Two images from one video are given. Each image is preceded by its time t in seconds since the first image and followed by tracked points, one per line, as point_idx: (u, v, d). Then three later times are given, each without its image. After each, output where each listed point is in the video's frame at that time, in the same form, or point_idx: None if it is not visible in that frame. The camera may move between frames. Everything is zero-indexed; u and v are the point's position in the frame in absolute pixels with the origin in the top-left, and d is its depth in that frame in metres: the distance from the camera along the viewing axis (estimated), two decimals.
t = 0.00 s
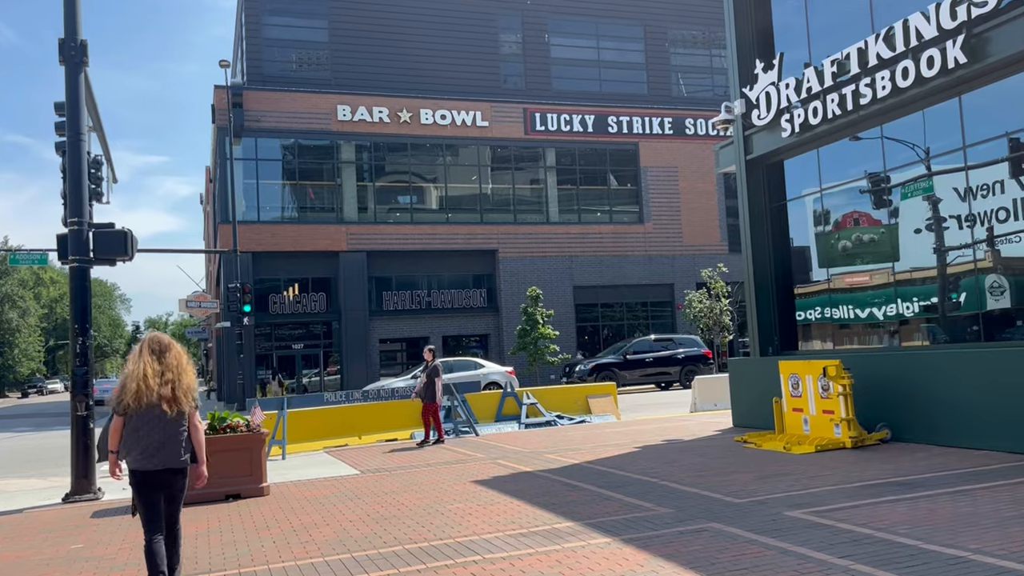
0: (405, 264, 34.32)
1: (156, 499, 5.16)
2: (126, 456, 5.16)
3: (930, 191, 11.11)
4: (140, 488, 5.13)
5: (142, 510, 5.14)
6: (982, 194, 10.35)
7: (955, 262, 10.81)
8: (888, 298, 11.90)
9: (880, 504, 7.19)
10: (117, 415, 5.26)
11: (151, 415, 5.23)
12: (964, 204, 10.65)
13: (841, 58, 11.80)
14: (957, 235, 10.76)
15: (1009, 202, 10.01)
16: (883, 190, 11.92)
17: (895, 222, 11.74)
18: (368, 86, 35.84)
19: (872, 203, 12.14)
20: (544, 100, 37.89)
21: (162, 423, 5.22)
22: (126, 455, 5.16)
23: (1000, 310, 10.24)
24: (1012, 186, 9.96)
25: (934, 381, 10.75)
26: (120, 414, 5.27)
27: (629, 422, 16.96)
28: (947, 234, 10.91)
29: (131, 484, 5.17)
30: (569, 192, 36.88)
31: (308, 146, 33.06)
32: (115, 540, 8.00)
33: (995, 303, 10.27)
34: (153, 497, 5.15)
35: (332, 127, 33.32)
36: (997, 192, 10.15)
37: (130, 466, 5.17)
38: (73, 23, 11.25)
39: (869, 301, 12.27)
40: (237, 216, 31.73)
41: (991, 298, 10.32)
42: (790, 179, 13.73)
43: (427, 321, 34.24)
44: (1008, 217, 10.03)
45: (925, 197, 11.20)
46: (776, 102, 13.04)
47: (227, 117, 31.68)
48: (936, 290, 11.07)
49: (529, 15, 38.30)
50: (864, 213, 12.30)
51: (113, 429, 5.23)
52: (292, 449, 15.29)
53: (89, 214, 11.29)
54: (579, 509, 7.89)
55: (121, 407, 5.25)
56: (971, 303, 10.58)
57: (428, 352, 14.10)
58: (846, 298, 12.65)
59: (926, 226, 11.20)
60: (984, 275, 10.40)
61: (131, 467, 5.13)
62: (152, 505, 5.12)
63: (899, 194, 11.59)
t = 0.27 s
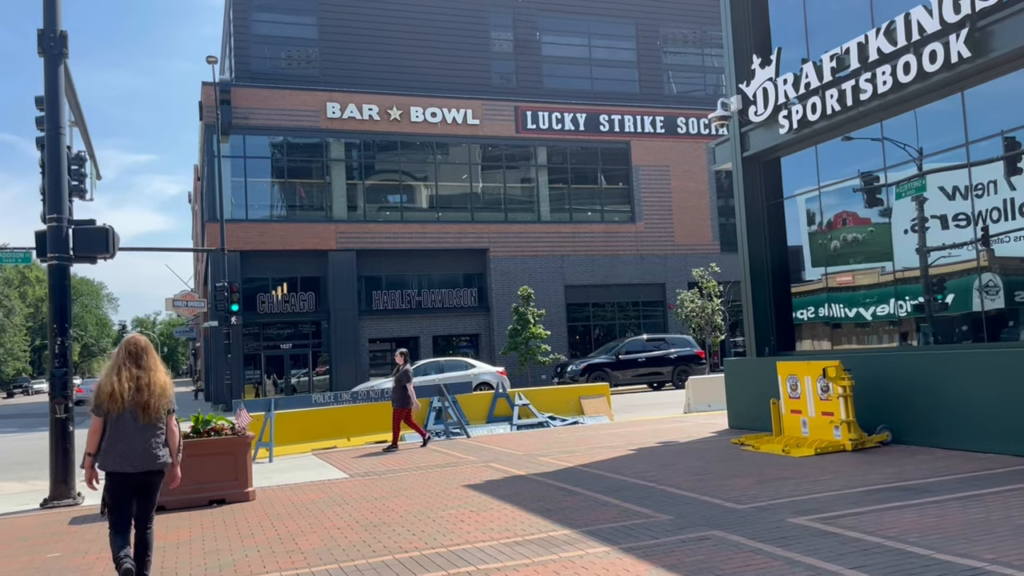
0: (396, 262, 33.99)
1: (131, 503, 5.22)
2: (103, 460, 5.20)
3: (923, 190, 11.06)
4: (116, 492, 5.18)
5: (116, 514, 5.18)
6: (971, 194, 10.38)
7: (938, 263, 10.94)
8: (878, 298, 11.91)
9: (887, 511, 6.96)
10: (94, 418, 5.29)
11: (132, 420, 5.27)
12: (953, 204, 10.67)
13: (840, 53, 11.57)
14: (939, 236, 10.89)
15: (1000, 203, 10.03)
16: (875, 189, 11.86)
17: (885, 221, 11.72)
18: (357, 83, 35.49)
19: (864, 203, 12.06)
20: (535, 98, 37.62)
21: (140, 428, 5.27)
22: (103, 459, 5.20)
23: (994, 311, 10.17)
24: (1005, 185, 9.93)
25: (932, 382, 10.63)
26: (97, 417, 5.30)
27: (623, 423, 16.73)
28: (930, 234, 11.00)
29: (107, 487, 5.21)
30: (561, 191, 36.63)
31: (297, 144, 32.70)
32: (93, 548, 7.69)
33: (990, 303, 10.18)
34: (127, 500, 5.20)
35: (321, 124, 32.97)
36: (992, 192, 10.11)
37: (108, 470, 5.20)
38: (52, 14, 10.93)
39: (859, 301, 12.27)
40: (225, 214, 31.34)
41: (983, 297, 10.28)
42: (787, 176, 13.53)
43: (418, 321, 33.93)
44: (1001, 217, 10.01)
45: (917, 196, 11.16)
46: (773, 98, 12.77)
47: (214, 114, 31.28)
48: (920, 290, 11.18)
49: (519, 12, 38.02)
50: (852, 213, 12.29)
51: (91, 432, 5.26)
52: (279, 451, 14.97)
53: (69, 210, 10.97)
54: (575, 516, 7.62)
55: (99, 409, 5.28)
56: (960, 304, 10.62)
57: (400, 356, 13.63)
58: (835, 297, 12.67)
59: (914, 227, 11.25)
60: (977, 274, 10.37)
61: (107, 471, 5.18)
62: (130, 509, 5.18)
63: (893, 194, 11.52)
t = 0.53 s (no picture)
0: (385, 261, 33.65)
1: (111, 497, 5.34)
2: (83, 456, 5.31)
3: (915, 188, 10.95)
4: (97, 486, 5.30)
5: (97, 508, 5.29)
6: (947, 192, 10.52)
7: (921, 263, 10.97)
8: (868, 298, 11.88)
9: (896, 513, 6.74)
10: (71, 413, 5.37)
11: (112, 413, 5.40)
12: (938, 203, 10.68)
13: (842, 46, 11.36)
14: (927, 235, 10.84)
15: (990, 203, 9.99)
16: (867, 188, 11.76)
17: (873, 219, 11.69)
18: (346, 80, 35.15)
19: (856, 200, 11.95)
20: (526, 96, 37.37)
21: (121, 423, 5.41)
22: (85, 454, 5.31)
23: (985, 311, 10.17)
24: (998, 184, 9.87)
25: (933, 382, 10.44)
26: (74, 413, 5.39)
27: (616, 422, 16.50)
28: (916, 234, 10.98)
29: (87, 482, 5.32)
30: (551, 189, 36.40)
31: (285, 141, 32.36)
32: (72, 554, 7.37)
33: (980, 303, 10.20)
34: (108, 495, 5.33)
35: (310, 121, 32.62)
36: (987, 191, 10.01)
37: (88, 465, 5.31)
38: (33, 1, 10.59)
39: (848, 300, 12.20)
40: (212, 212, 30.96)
41: (972, 297, 10.32)
42: (784, 172, 13.31)
43: (407, 320, 33.60)
44: (995, 216, 9.94)
45: (908, 195, 11.07)
46: (771, 92, 12.57)
47: (202, 110, 30.89)
48: (909, 288, 11.16)
49: (510, 9, 37.75)
50: (842, 213, 12.23)
51: (70, 427, 5.34)
52: (266, 452, 14.67)
53: (49, 204, 10.62)
54: (573, 519, 7.38)
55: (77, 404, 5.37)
56: (948, 303, 10.65)
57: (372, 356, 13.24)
58: (824, 295, 12.61)
59: (902, 227, 11.19)
60: (969, 274, 10.34)
61: (89, 466, 5.29)
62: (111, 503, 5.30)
63: (885, 191, 11.42)
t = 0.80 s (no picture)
0: (374, 260, 33.30)
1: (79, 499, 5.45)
2: (50, 460, 5.43)
3: (907, 188, 10.86)
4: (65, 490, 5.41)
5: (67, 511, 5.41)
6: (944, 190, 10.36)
7: (909, 263, 10.91)
8: (854, 298, 11.88)
9: (906, 520, 6.52)
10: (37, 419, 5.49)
11: (81, 419, 5.51)
12: (919, 204, 10.72)
13: (842, 41, 11.16)
14: (917, 234, 10.77)
15: (980, 203, 9.95)
16: (858, 187, 11.69)
17: (858, 219, 11.73)
18: (335, 77, 34.81)
19: (848, 201, 11.88)
20: (516, 94, 37.12)
21: (86, 427, 5.51)
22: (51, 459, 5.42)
23: (973, 311, 10.16)
24: (987, 184, 9.83)
25: (933, 383, 10.23)
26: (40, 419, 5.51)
27: (610, 424, 16.27)
28: (904, 235, 10.95)
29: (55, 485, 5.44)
30: (542, 189, 36.17)
31: (272, 138, 31.99)
32: (49, 563, 7.07)
33: (966, 304, 10.21)
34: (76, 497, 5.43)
35: (298, 118, 32.26)
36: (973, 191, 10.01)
37: (55, 469, 5.43)
38: None
39: (836, 299, 12.16)
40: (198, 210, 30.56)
41: (957, 299, 10.33)
42: (781, 170, 13.13)
43: (395, 320, 33.26)
44: (986, 217, 9.88)
45: (900, 195, 10.98)
46: (769, 88, 12.37)
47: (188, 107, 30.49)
48: (897, 288, 11.11)
49: (500, 7, 37.48)
50: (831, 213, 12.17)
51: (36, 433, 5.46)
52: (253, 455, 14.35)
53: (29, 200, 10.29)
54: (572, 526, 7.13)
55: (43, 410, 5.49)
56: (932, 304, 10.65)
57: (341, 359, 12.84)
58: (814, 294, 12.56)
59: (893, 227, 11.12)
60: (953, 275, 10.35)
61: (56, 470, 5.41)
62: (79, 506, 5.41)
63: (875, 191, 11.37)
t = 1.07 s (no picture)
0: (362, 258, 32.95)
1: (42, 493, 5.40)
2: (13, 454, 5.41)
3: (900, 187, 10.83)
4: (28, 483, 5.38)
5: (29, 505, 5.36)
6: (932, 191, 10.39)
7: (902, 261, 10.90)
8: (840, 298, 11.92)
9: (915, 522, 6.31)
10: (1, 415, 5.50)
11: (44, 412, 5.49)
12: (907, 205, 10.78)
13: (840, 33, 10.96)
14: (909, 234, 10.78)
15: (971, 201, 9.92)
16: (849, 185, 11.69)
17: (844, 218, 11.81)
18: (322, 73, 34.46)
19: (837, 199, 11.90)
20: (506, 92, 36.84)
21: (49, 420, 5.48)
22: (13, 453, 5.40)
23: (959, 311, 10.22)
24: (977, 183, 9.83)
25: (933, 382, 10.06)
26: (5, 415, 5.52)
27: (602, 424, 16.05)
28: (895, 235, 10.96)
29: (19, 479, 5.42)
30: (531, 187, 35.94)
31: (259, 135, 31.61)
32: (23, 569, 6.76)
33: (950, 304, 10.29)
34: (38, 491, 5.38)
35: (285, 115, 31.89)
36: (958, 190, 10.09)
37: (18, 463, 5.41)
38: None
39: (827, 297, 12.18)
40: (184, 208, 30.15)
41: (941, 299, 10.41)
42: (777, 166, 12.94)
43: (384, 319, 32.93)
44: (976, 216, 9.87)
45: (893, 194, 10.95)
46: (765, 82, 12.15)
47: (173, 103, 30.07)
48: (891, 287, 11.05)
49: (489, 4, 37.21)
50: (821, 213, 12.18)
51: None
52: (239, 455, 14.05)
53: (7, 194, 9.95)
54: (569, 529, 6.89)
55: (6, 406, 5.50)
56: (919, 303, 10.70)
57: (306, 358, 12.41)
58: (808, 294, 12.52)
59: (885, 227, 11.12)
60: (938, 275, 10.44)
61: (18, 464, 5.39)
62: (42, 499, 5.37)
63: (866, 189, 11.39)
